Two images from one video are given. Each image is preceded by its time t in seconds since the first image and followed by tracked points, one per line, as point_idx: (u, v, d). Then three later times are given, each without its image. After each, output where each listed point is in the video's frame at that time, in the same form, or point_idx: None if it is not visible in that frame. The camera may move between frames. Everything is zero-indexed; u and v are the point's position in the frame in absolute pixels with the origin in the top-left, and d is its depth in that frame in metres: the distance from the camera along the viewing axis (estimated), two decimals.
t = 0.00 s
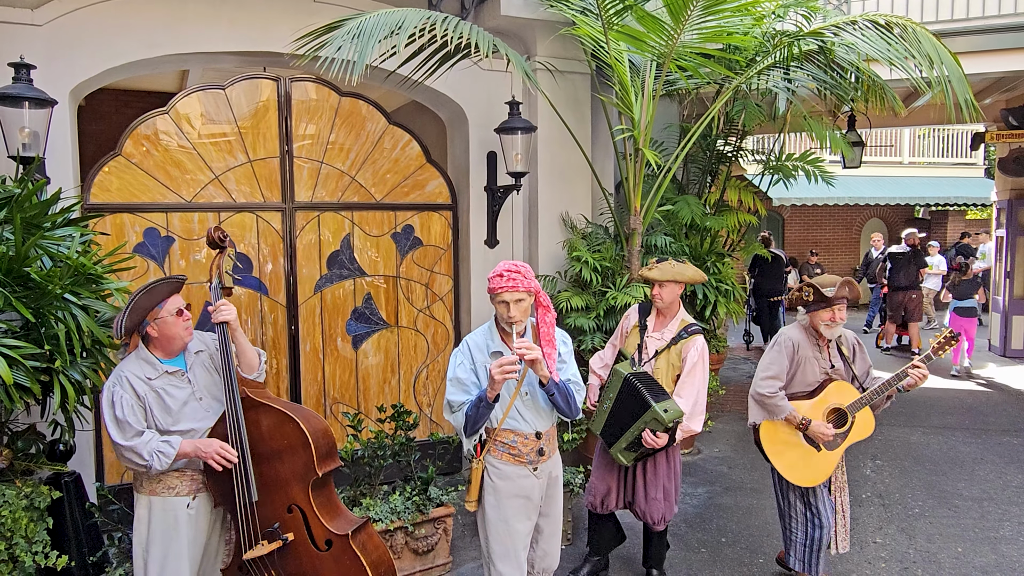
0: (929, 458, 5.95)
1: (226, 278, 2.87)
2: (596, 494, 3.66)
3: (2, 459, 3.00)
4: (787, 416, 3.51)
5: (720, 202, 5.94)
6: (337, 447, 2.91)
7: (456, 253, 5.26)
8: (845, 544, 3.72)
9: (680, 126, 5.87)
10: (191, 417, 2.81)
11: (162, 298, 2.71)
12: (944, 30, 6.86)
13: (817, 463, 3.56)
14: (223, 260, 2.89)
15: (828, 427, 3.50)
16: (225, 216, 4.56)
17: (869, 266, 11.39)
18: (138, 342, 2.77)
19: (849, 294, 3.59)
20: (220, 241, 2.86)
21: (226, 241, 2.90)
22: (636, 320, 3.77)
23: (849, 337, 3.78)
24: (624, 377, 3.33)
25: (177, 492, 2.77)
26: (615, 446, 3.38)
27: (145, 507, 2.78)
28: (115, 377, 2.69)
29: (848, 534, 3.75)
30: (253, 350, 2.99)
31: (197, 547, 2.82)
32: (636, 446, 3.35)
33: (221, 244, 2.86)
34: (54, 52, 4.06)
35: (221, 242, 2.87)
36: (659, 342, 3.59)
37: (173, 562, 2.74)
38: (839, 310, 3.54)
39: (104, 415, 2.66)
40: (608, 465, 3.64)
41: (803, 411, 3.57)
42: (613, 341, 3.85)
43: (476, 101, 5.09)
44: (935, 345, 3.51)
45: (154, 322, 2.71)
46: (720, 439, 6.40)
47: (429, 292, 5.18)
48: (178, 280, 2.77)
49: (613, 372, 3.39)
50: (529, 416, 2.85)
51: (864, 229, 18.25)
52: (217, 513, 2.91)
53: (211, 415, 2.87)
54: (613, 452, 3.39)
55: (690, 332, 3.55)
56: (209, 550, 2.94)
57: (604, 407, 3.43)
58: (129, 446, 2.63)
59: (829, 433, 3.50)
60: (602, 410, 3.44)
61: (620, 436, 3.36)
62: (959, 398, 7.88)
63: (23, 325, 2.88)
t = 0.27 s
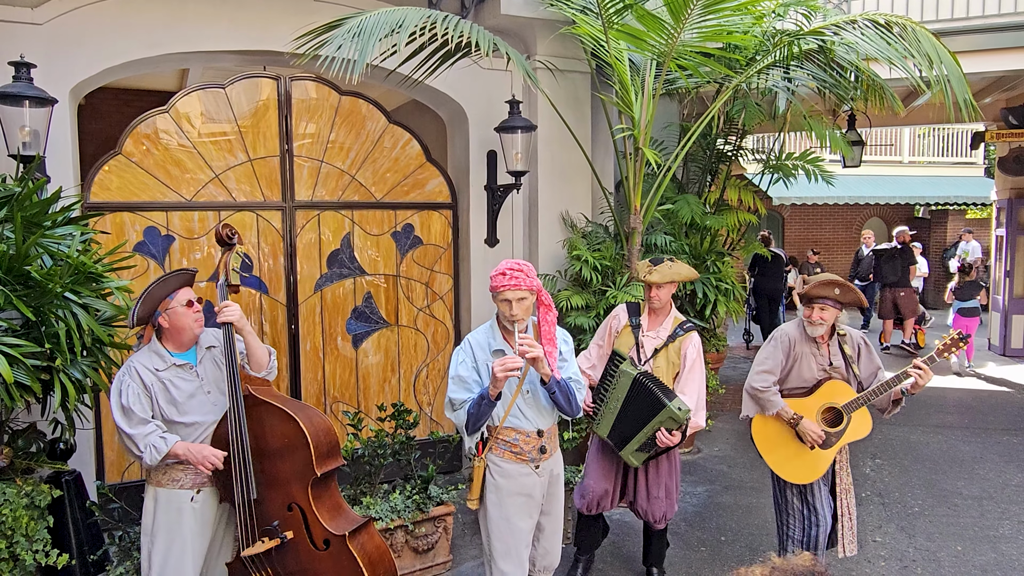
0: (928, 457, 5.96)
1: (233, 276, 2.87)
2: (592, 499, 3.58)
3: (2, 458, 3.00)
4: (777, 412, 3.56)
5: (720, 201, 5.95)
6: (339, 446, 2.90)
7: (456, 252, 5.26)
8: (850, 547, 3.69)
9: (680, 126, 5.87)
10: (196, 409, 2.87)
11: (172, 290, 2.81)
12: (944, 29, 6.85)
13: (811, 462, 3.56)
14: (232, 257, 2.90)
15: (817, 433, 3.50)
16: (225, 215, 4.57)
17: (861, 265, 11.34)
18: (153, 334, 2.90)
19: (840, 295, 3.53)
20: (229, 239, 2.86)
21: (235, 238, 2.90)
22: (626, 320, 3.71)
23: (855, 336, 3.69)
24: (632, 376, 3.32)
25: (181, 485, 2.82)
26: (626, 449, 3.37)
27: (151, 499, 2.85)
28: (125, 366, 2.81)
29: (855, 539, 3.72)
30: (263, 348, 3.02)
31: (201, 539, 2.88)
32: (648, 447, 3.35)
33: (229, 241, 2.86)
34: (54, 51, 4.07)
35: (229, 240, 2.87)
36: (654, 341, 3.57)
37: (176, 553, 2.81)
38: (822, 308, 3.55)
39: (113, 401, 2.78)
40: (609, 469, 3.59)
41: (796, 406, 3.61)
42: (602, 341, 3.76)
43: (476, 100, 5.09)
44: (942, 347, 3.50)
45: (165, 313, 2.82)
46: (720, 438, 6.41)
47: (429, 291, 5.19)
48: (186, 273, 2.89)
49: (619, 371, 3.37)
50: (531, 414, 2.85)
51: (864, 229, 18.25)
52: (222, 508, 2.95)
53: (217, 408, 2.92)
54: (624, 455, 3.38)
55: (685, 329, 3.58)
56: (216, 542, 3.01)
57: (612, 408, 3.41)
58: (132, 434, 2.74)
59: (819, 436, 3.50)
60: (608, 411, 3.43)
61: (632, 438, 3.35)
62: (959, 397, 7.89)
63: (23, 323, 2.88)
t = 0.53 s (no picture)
0: (928, 456, 5.96)
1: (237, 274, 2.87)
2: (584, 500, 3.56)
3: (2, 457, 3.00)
4: (771, 408, 3.60)
5: (720, 200, 5.95)
6: (339, 447, 2.89)
7: (456, 251, 5.26)
8: (851, 550, 3.68)
9: (680, 124, 5.87)
10: (202, 403, 2.91)
11: (184, 285, 2.86)
12: (944, 28, 6.84)
13: (804, 460, 3.58)
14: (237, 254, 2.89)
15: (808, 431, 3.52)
16: (225, 214, 4.57)
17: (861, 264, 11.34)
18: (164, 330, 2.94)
19: (841, 298, 3.53)
20: (233, 236, 2.86)
21: (240, 236, 2.90)
22: (602, 321, 3.66)
23: (860, 339, 3.63)
24: (632, 377, 3.31)
25: (187, 479, 2.89)
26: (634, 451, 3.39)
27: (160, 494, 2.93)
28: (136, 359, 2.86)
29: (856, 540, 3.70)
30: (264, 347, 3.03)
31: (207, 534, 2.93)
32: (654, 445, 3.39)
33: (233, 238, 2.86)
34: (54, 49, 4.06)
35: (233, 237, 2.87)
36: (637, 339, 3.56)
37: (182, 546, 2.87)
38: (818, 310, 3.56)
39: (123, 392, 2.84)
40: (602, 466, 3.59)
41: (791, 404, 3.65)
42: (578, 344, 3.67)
43: (476, 99, 5.09)
44: (945, 353, 3.45)
45: (177, 307, 2.87)
46: (720, 437, 6.41)
47: (429, 290, 5.18)
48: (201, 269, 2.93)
49: (618, 374, 3.33)
50: (534, 414, 2.85)
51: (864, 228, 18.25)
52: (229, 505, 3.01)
53: (224, 403, 2.97)
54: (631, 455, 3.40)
55: (665, 325, 3.60)
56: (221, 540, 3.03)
57: (613, 410, 3.37)
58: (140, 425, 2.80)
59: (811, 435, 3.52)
60: (609, 414, 3.39)
61: (640, 438, 3.38)
62: (959, 396, 7.89)
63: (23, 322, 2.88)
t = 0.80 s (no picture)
0: (927, 455, 5.96)
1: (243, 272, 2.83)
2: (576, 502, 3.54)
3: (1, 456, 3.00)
4: (771, 400, 3.62)
5: (720, 199, 5.96)
6: (339, 446, 2.88)
7: (456, 250, 5.26)
8: (852, 546, 3.64)
9: (680, 123, 5.87)
10: (208, 399, 2.95)
11: (197, 280, 2.88)
12: (944, 27, 6.83)
13: (798, 453, 3.59)
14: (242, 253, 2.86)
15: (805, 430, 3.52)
16: (225, 213, 4.57)
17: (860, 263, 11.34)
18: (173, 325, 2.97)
19: (850, 290, 3.55)
20: (238, 235, 2.83)
21: (245, 234, 2.86)
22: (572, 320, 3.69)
23: (868, 339, 3.63)
24: (622, 376, 3.29)
25: (191, 476, 2.91)
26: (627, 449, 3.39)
27: (163, 491, 2.95)
28: (144, 353, 2.89)
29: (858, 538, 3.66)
30: (269, 345, 3.02)
31: (211, 530, 2.95)
32: (646, 441, 3.41)
33: (237, 238, 2.82)
34: (53, 48, 4.05)
35: (238, 237, 2.83)
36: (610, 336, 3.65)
37: (185, 543, 2.89)
38: (827, 298, 3.56)
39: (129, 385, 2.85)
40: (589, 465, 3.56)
41: (790, 396, 3.66)
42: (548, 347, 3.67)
43: (476, 97, 5.08)
44: (946, 360, 3.46)
45: (189, 301, 2.88)
46: (719, 436, 6.41)
47: (429, 289, 5.18)
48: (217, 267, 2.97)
49: (607, 375, 3.29)
50: (538, 416, 2.86)
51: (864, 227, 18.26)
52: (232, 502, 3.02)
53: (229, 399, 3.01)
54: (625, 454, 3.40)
55: (631, 322, 3.73)
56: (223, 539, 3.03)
57: (603, 410, 3.33)
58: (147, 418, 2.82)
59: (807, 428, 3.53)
60: (601, 414, 3.34)
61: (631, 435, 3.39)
62: (959, 395, 7.89)
63: (23, 321, 2.88)
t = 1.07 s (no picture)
0: (927, 454, 5.96)
1: (249, 275, 2.97)
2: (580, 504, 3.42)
3: None
4: (772, 393, 3.62)
5: (719, 198, 5.95)
6: (343, 444, 2.90)
7: (455, 249, 5.25)
8: (856, 543, 3.63)
9: (679, 122, 5.86)
10: (211, 396, 2.94)
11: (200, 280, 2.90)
12: (943, 26, 6.83)
13: (796, 445, 3.60)
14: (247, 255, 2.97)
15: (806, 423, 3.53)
16: (224, 212, 4.57)
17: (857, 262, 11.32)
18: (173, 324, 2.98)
19: (862, 288, 3.54)
20: (245, 237, 2.94)
21: (250, 237, 2.98)
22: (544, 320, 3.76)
23: (873, 342, 3.64)
24: (614, 370, 3.40)
25: (192, 473, 2.91)
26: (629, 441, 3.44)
27: (163, 490, 2.94)
28: (145, 350, 2.88)
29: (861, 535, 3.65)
30: (271, 349, 3.04)
31: (211, 528, 2.96)
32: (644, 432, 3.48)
33: (245, 240, 2.94)
34: (52, 47, 4.05)
35: (245, 238, 2.95)
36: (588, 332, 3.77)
37: (187, 541, 2.89)
38: (840, 292, 3.56)
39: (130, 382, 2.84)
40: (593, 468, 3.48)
41: (791, 391, 3.65)
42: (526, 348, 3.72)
43: (475, 96, 5.08)
44: (948, 368, 3.46)
45: (188, 301, 2.89)
46: (719, 435, 6.41)
47: (428, 289, 5.18)
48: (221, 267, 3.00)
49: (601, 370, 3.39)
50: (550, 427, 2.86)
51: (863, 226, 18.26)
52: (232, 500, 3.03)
53: (231, 397, 3.00)
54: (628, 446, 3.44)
55: (603, 318, 3.90)
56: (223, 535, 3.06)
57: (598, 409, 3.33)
58: (149, 415, 2.81)
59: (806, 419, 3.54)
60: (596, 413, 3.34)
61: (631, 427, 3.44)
62: (959, 395, 7.89)
63: (21, 321, 2.87)
